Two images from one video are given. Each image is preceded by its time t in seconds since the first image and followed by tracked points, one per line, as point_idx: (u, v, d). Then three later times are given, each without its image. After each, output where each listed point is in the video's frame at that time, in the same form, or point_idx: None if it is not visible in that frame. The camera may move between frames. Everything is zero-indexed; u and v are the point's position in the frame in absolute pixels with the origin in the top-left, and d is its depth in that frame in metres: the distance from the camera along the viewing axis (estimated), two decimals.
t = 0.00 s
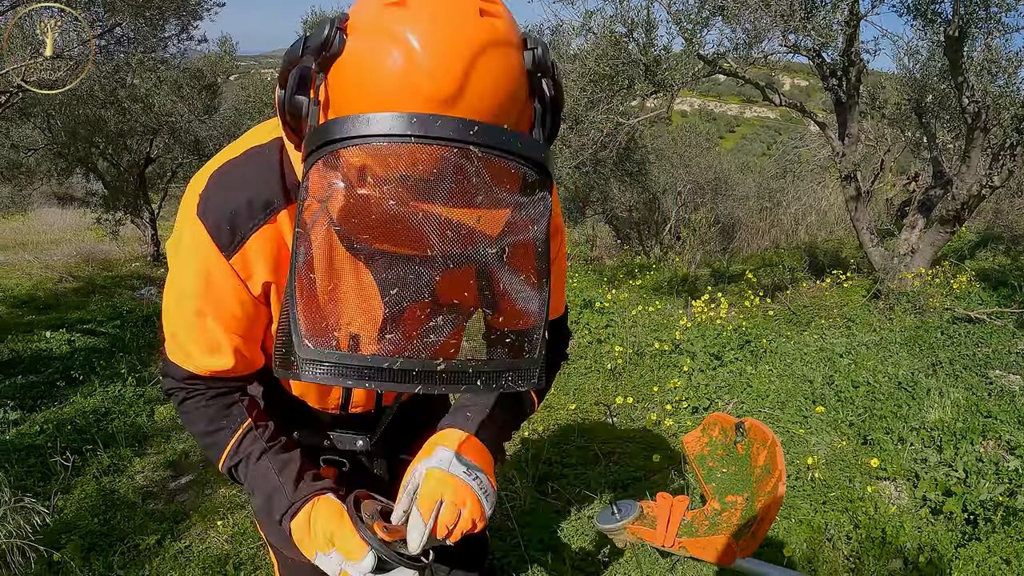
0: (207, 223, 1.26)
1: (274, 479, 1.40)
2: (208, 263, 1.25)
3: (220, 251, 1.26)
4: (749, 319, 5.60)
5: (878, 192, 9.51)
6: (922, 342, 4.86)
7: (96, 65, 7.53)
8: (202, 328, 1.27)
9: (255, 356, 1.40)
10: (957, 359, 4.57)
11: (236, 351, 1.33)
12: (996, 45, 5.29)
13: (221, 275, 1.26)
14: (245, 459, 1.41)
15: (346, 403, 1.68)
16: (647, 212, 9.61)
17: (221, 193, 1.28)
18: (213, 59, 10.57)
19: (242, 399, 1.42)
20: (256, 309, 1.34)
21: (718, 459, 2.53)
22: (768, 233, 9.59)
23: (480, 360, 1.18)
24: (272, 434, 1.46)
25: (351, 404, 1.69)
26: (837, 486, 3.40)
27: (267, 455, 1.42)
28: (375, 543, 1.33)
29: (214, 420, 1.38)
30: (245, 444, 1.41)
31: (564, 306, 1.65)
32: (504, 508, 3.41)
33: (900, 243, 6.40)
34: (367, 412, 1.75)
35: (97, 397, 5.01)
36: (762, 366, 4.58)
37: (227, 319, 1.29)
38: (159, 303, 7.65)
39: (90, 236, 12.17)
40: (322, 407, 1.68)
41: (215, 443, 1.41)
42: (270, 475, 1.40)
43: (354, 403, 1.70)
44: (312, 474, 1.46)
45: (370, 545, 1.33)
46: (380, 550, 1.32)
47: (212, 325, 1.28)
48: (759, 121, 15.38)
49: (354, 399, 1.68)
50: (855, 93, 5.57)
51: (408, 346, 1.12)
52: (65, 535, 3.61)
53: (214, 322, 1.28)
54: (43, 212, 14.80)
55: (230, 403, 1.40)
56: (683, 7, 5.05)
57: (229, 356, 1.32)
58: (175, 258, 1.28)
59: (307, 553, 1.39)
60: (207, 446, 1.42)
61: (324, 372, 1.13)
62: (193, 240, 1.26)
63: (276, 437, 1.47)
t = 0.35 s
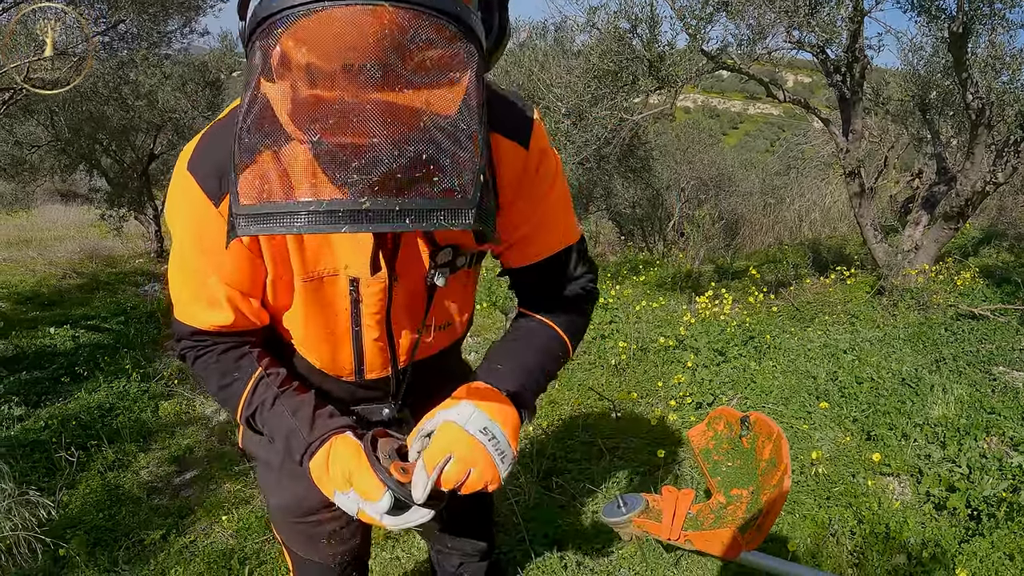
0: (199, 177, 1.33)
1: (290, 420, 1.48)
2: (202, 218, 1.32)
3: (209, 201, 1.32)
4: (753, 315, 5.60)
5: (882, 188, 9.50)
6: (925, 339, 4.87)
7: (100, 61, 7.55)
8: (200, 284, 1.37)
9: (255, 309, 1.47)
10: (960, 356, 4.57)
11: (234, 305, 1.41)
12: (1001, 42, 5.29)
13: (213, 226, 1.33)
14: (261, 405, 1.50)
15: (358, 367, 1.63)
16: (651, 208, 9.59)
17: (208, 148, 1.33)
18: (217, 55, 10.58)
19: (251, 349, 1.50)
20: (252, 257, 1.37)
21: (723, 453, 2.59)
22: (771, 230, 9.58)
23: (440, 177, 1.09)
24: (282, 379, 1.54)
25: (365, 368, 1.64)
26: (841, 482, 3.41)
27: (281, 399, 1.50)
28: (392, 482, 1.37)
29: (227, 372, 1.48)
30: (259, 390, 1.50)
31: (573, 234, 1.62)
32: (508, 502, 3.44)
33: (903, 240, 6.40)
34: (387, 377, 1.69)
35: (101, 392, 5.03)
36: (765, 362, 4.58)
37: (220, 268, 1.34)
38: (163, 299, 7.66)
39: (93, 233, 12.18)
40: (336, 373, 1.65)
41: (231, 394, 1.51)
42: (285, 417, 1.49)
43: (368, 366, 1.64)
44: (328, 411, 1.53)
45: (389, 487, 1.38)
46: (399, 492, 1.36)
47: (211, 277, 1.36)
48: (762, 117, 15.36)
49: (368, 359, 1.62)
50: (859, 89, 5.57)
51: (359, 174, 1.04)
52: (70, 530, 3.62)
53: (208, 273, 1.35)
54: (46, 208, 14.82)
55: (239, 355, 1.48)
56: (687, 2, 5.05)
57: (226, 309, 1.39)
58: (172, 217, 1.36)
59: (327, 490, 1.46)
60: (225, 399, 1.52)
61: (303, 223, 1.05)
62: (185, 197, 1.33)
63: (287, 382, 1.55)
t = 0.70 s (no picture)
0: (207, 134, 1.38)
1: (289, 372, 1.45)
2: (207, 170, 1.36)
3: (215, 150, 1.36)
4: (759, 311, 5.61)
5: (887, 184, 9.48)
6: (931, 335, 4.86)
7: (106, 56, 7.57)
8: (207, 238, 1.39)
9: (257, 268, 1.47)
10: (966, 352, 4.57)
11: (235, 261, 1.42)
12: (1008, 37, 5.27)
13: (217, 176, 1.36)
14: (261, 359, 1.46)
15: (379, 328, 1.56)
16: (656, 203, 9.58)
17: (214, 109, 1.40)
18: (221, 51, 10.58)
19: (253, 307, 1.49)
20: (255, 207, 1.39)
21: (731, 448, 2.56)
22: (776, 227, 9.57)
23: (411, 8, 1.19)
24: (282, 332, 1.50)
25: (387, 329, 1.56)
26: (847, 477, 3.41)
27: (281, 350, 1.47)
28: (392, 411, 1.35)
29: (228, 330, 1.46)
30: (260, 343, 1.47)
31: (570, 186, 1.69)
32: (515, 497, 3.46)
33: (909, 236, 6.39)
34: (412, 343, 1.60)
35: (108, 387, 5.05)
36: (771, 358, 4.58)
37: (225, 217, 1.37)
38: (168, 294, 7.67)
39: (99, 228, 12.20)
40: (356, 339, 1.58)
41: (233, 353, 1.48)
42: (284, 369, 1.46)
43: (390, 328, 1.56)
44: (330, 360, 1.50)
45: (388, 416, 1.36)
46: (398, 418, 1.35)
47: (215, 228, 1.38)
48: (766, 112, 15.33)
49: (389, 317, 1.55)
50: (865, 85, 5.55)
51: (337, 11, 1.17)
52: (78, 525, 3.64)
53: (214, 224, 1.38)
54: (51, 204, 14.84)
55: (240, 312, 1.47)
56: None
57: (229, 265, 1.41)
58: (181, 178, 1.41)
59: (335, 437, 1.44)
60: (226, 360, 1.49)
61: (299, 41, 1.17)
62: (195, 155, 1.39)
63: (288, 335, 1.52)
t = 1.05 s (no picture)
0: (213, 128, 1.37)
1: (286, 371, 1.43)
2: (214, 163, 1.35)
3: (222, 144, 1.35)
4: (762, 308, 5.60)
5: (890, 181, 9.47)
6: (935, 332, 4.86)
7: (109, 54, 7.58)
8: (214, 232, 1.38)
9: (262, 263, 1.45)
10: (969, 350, 4.56)
11: (242, 255, 1.41)
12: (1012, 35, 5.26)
13: (224, 169, 1.34)
14: (259, 357, 1.45)
15: (387, 318, 1.56)
16: (659, 200, 9.57)
17: (220, 104, 1.39)
18: (224, 49, 10.58)
19: (256, 304, 1.48)
20: (262, 200, 1.38)
21: (735, 446, 2.55)
22: (781, 223, 9.64)
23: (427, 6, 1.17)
24: (282, 330, 1.49)
25: (394, 319, 1.57)
26: (850, 475, 3.41)
27: (279, 349, 1.45)
28: (377, 401, 1.33)
29: (230, 326, 1.45)
30: (259, 340, 1.45)
31: (565, 179, 1.71)
32: (519, 494, 3.46)
33: (913, 233, 6.38)
34: (419, 333, 1.61)
35: (111, 384, 5.06)
36: (775, 355, 4.58)
37: (232, 210, 1.35)
38: (171, 291, 7.68)
39: (102, 225, 12.21)
40: (363, 331, 1.57)
41: (234, 350, 1.46)
42: (281, 368, 1.44)
43: (398, 318, 1.57)
44: (327, 359, 1.48)
45: (375, 408, 1.33)
46: (384, 408, 1.32)
47: (221, 221, 1.37)
48: (770, 109, 15.31)
49: (396, 308, 1.55)
50: (869, 82, 5.54)
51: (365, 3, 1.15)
52: (82, 522, 3.65)
53: (220, 219, 1.36)
54: (54, 201, 14.86)
55: (243, 308, 1.46)
56: None
57: (235, 260, 1.40)
58: (187, 173, 1.40)
59: (330, 438, 1.39)
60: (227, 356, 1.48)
61: (317, 47, 1.15)
62: (201, 150, 1.37)
63: (288, 333, 1.51)
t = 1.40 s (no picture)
0: (214, 131, 1.34)
1: (299, 382, 1.43)
2: (217, 167, 1.32)
3: (224, 148, 1.32)
4: (765, 305, 5.59)
5: (894, 177, 9.44)
6: (937, 329, 4.85)
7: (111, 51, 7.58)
8: (217, 238, 1.35)
9: (268, 266, 1.43)
10: (972, 347, 4.55)
11: (248, 260, 1.39)
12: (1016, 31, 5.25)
13: (228, 172, 1.32)
14: (271, 367, 1.45)
15: (397, 317, 1.55)
16: (661, 196, 9.56)
17: (219, 107, 1.37)
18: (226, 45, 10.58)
19: (264, 313, 1.46)
20: (268, 202, 1.36)
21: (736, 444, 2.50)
22: (784, 219, 9.53)
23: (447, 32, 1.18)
24: (293, 341, 1.49)
25: (404, 318, 1.55)
26: (852, 473, 3.41)
27: (291, 360, 1.46)
28: (402, 403, 1.32)
29: (239, 335, 1.43)
30: (271, 351, 1.45)
31: (565, 171, 1.77)
32: (521, 491, 3.46)
33: (916, 230, 6.36)
34: (428, 332, 1.60)
35: (114, 381, 5.06)
36: (778, 352, 4.57)
37: (238, 214, 1.33)
38: (174, 288, 7.68)
39: (105, 222, 12.22)
40: (373, 331, 1.56)
41: (244, 359, 1.45)
42: (293, 379, 1.44)
43: (407, 317, 1.55)
44: (341, 371, 1.49)
45: (402, 410, 1.33)
46: (411, 410, 1.31)
47: (226, 226, 1.34)
48: (773, 105, 15.27)
49: (406, 307, 1.54)
50: (872, 78, 5.52)
51: (395, 22, 1.15)
52: (84, 519, 3.65)
53: (226, 223, 1.34)
54: (57, 198, 14.88)
55: (252, 317, 1.44)
56: None
57: (240, 264, 1.37)
58: (187, 178, 1.37)
59: (351, 447, 1.41)
60: (236, 366, 1.46)
61: (337, 71, 1.15)
62: (201, 154, 1.35)
63: (298, 345, 1.50)
